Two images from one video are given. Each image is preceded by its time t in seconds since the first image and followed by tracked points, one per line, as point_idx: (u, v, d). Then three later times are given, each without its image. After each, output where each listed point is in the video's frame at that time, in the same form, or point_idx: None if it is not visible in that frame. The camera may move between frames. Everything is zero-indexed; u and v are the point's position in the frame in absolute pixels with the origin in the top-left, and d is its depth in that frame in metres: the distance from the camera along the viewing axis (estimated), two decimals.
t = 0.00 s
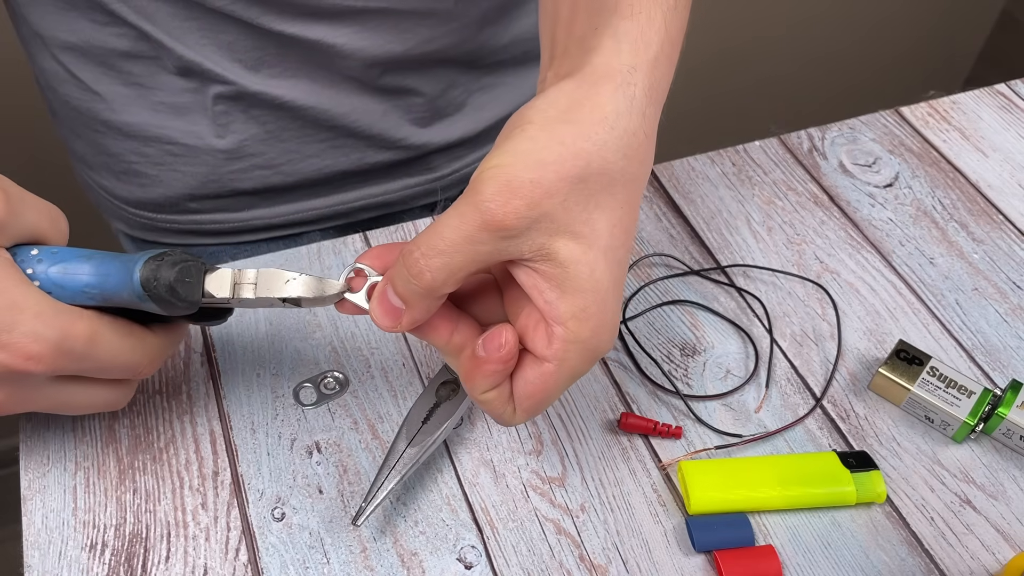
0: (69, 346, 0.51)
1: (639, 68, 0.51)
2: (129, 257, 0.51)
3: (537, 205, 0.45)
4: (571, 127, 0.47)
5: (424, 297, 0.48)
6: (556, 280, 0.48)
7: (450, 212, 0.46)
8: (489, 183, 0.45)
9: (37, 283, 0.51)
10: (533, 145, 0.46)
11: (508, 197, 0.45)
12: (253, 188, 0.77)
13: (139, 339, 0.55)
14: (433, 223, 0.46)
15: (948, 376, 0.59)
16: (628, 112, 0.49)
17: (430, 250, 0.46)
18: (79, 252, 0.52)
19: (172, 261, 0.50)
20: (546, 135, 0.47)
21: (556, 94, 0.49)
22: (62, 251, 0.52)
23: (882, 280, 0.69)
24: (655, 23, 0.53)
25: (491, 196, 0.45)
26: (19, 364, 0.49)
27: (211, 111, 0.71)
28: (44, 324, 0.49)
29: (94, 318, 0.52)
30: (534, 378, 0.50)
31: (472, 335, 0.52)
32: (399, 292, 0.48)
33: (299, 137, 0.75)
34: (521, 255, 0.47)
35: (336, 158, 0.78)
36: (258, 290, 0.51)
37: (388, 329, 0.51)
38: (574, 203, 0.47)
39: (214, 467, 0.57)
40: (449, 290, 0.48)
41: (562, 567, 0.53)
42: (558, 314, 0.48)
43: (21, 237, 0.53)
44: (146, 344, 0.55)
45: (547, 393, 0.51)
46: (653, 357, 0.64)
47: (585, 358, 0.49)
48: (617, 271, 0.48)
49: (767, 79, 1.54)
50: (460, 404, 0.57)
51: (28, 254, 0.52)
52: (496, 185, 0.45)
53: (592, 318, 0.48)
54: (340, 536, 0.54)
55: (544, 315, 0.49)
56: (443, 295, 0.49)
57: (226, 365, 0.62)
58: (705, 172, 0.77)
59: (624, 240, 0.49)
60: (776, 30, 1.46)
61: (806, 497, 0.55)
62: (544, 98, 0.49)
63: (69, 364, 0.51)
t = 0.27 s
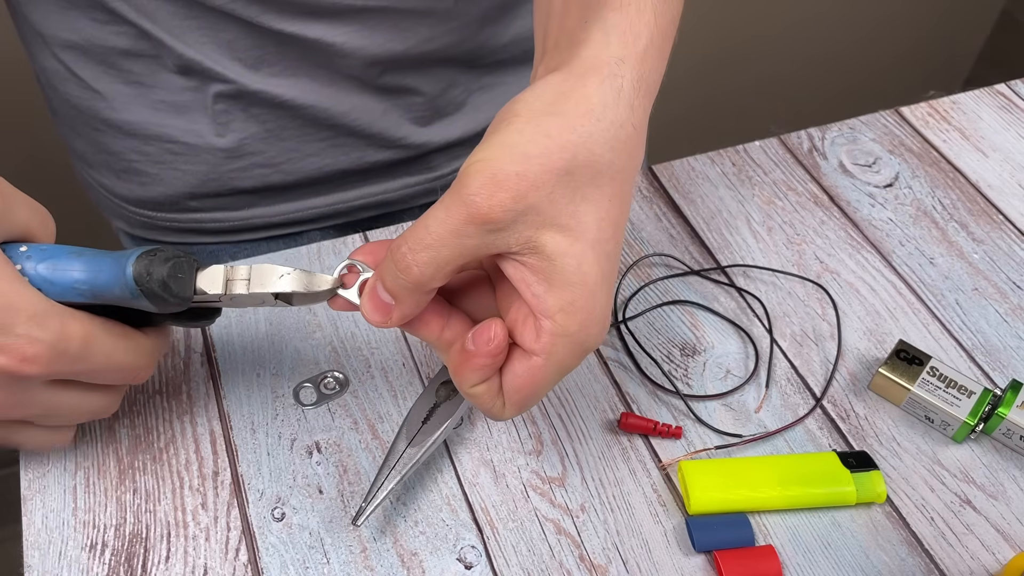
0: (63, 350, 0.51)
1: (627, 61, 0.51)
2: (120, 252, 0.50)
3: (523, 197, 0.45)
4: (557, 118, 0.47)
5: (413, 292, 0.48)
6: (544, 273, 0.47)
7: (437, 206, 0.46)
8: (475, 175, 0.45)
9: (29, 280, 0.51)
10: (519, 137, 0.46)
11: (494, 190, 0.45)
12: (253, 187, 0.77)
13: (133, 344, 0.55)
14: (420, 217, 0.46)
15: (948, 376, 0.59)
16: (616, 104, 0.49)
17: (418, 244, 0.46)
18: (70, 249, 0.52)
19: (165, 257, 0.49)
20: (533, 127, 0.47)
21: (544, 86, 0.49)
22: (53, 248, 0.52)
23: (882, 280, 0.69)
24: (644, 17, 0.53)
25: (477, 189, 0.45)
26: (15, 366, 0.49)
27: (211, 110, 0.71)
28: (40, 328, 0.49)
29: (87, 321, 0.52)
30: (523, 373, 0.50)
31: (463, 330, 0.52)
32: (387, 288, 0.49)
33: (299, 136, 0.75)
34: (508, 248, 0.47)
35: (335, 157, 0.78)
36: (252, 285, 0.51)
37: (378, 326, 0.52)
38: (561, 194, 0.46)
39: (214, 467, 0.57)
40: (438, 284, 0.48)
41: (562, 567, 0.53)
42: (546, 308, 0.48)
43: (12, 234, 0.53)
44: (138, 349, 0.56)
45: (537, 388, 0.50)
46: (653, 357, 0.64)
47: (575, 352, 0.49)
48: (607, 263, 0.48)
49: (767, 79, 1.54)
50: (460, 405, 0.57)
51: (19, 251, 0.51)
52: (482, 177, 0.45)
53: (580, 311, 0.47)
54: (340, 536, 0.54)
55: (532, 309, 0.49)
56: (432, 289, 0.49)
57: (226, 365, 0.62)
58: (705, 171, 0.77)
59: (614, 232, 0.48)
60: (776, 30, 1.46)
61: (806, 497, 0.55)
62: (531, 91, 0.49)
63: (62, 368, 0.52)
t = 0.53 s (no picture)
0: (56, 352, 0.51)
1: (620, 49, 0.51)
2: (112, 246, 0.50)
3: (516, 185, 0.45)
4: (549, 106, 0.47)
5: (407, 285, 0.48)
6: (539, 263, 0.47)
7: (431, 197, 0.46)
8: (468, 165, 0.45)
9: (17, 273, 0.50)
10: (512, 125, 0.46)
11: (487, 179, 0.45)
12: (254, 185, 0.77)
13: (126, 343, 0.56)
14: (414, 210, 0.47)
15: (948, 376, 0.59)
16: (609, 91, 0.49)
17: (411, 236, 0.46)
18: (62, 241, 0.51)
19: (158, 252, 0.50)
20: (527, 116, 0.46)
21: (537, 73, 0.49)
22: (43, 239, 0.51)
23: (882, 280, 0.69)
24: (637, 6, 0.53)
25: (470, 177, 0.45)
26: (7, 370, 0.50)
27: (212, 108, 0.71)
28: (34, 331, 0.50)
29: (80, 321, 0.53)
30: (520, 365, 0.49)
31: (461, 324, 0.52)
32: (383, 282, 0.49)
33: (299, 134, 0.75)
34: (502, 239, 0.47)
35: (336, 155, 0.78)
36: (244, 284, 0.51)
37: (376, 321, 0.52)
38: (555, 181, 0.46)
39: (214, 467, 0.57)
40: (433, 277, 0.48)
41: (562, 567, 0.53)
42: (542, 299, 0.47)
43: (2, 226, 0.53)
44: (132, 348, 0.56)
45: (534, 380, 0.50)
46: (653, 357, 0.64)
47: (572, 343, 0.49)
48: (602, 250, 0.48)
49: (768, 78, 1.54)
50: (460, 405, 0.57)
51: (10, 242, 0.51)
52: (475, 166, 0.45)
53: (576, 301, 0.47)
54: (340, 536, 0.54)
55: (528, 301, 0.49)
56: (427, 282, 0.49)
57: (226, 366, 0.62)
58: (705, 171, 0.77)
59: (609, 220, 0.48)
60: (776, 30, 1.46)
61: (806, 497, 0.55)
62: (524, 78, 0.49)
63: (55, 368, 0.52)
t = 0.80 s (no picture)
0: (69, 360, 0.54)
1: (608, 62, 0.49)
2: (117, 262, 0.52)
3: (506, 207, 0.44)
4: (536, 124, 0.46)
5: (404, 309, 0.48)
6: (532, 280, 0.47)
7: (422, 222, 0.46)
8: (456, 187, 0.44)
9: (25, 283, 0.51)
10: (500, 146, 0.45)
11: (477, 202, 0.44)
12: (256, 183, 0.78)
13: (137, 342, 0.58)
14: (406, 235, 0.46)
15: (948, 376, 0.59)
16: (599, 105, 0.47)
17: (405, 261, 0.46)
18: (69, 252, 0.52)
19: (161, 270, 0.51)
20: (514, 134, 0.45)
21: (525, 91, 0.48)
22: (51, 250, 0.52)
23: (882, 280, 0.69)
24: (626, 17, 0.51)
25: (459, 200, 0.44)
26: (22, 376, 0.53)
27: (213, 107, 0.71)
28: (45, 342, 0.52)
29: (89, 327, 0.55)
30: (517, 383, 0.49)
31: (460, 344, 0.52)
32: (380, 306, 0.49)
33: (300, 133, 0.75)
34: (495, 258, 0.47)
35: (337, 154, 0.78)
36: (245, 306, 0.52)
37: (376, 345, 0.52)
38: (545, 200, 0.45)
39: (214, 467, 0.57)
40: (430, 299, 0.48)
41: (562, 567, 0.53)
42: (537, 317, 0.47)
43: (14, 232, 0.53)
44: (143, 347, 0.59)
45: (531, 398, 0.50)
46: (653, 357, 0.64)
47: (569, 360, 0.48)
48: (596, 267, 0.47)
49: (767, 79, 1.54)
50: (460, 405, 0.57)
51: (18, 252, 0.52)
52: (464, 189, 0.44)
53: (570, 318, 0.47)
54: (340, 536, 0.54)
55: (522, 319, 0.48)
56: (424, 305, 0.49)
57: (226, 366, 0.62)
58: (705, 171, 0.77)
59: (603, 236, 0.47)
60: (774, 30, 1.46)
61: (806, 497, 0.55)
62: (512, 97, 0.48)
63: (70, 373, 0.55)
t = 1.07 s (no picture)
0: (77, 371, 0.54)
1: (591, 75, 0.48)
2: (127, 280, 0.53)
3: (487, 226, 0.44)
4: (515, 142, 0.45)
5: (396, 333, 0.48)
6: (519, 298, 0.46)
7: (409, 246, 0.46)
8: (438, 211, 0.44)
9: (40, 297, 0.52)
10: (479, 166, 0.45)
11: (458, 223, 0.44)
12: (256, 186, 0.78)
13: (144, 355, 0.58)
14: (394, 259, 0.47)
15: (948, 376, 0.59)
16: (579, 121, 0.46)
17: (394, 285, 0.46)
18: (82, 267, 0.54)
19: (168, 287, 0.53)
20: (495, 155, 0.45)
21: (504, 109, 0.47)
22: (63, 264, 0.53)
23: (882, 280, 0.69)
24: (610, 26, 0.50)
25: (442, 222, 0.44)
26: (33, 387, 0.54)
27: (213, 109, 0.71)
28: (53, 352, 0.53)
29: (98, 339, 0.55)
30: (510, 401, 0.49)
31: (456, 362, 0.52)
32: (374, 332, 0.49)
33: (300, 135, 0.75)
34: (481, 277, 0.47)
35: (337, 156, 0.78)
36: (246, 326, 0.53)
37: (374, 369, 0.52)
38: (527, 217, 0.45)
39: (214, 467, 0.57)
40: (422, 321, 0.48)
41: (562, 567, 0.53)
42: (524, 335, 0.46)
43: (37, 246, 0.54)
44: (150, 360, 0.58)
45: (524, 415, 0.49)
46: (653, 357, 0.64)
47: (558, 377, 0.47)
48: (585, 281, 0.46)
49: (765, 80, 1.54)
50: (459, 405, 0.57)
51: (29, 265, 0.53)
52: (446, 211, 0.44)
53: (558, 335, 0.46)
54: (340, 536, 0.54)
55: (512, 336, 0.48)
56: (416, 328, 0.49)
57: (226, 366, 0.62)
58: (705, 171, 0.77)
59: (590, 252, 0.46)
60: (771, 32, 1.46)
61: (806, 497, 0.55)
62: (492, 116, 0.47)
63: (81, 385, 0.55)
